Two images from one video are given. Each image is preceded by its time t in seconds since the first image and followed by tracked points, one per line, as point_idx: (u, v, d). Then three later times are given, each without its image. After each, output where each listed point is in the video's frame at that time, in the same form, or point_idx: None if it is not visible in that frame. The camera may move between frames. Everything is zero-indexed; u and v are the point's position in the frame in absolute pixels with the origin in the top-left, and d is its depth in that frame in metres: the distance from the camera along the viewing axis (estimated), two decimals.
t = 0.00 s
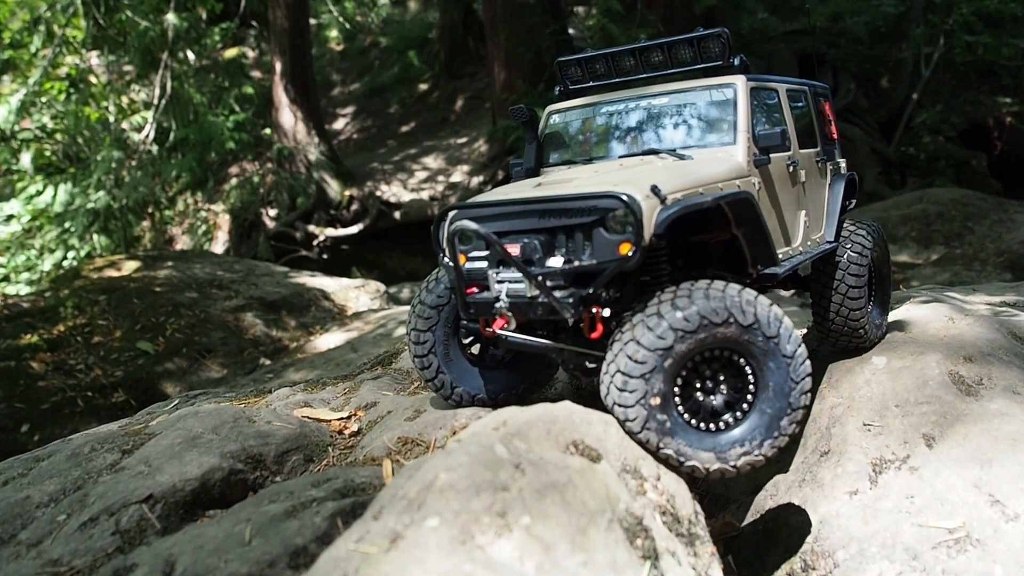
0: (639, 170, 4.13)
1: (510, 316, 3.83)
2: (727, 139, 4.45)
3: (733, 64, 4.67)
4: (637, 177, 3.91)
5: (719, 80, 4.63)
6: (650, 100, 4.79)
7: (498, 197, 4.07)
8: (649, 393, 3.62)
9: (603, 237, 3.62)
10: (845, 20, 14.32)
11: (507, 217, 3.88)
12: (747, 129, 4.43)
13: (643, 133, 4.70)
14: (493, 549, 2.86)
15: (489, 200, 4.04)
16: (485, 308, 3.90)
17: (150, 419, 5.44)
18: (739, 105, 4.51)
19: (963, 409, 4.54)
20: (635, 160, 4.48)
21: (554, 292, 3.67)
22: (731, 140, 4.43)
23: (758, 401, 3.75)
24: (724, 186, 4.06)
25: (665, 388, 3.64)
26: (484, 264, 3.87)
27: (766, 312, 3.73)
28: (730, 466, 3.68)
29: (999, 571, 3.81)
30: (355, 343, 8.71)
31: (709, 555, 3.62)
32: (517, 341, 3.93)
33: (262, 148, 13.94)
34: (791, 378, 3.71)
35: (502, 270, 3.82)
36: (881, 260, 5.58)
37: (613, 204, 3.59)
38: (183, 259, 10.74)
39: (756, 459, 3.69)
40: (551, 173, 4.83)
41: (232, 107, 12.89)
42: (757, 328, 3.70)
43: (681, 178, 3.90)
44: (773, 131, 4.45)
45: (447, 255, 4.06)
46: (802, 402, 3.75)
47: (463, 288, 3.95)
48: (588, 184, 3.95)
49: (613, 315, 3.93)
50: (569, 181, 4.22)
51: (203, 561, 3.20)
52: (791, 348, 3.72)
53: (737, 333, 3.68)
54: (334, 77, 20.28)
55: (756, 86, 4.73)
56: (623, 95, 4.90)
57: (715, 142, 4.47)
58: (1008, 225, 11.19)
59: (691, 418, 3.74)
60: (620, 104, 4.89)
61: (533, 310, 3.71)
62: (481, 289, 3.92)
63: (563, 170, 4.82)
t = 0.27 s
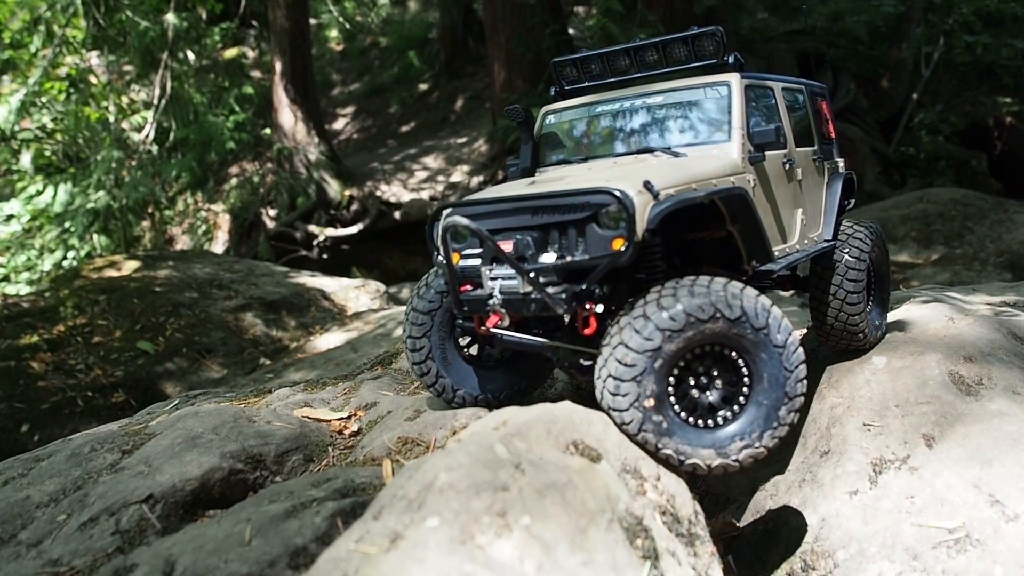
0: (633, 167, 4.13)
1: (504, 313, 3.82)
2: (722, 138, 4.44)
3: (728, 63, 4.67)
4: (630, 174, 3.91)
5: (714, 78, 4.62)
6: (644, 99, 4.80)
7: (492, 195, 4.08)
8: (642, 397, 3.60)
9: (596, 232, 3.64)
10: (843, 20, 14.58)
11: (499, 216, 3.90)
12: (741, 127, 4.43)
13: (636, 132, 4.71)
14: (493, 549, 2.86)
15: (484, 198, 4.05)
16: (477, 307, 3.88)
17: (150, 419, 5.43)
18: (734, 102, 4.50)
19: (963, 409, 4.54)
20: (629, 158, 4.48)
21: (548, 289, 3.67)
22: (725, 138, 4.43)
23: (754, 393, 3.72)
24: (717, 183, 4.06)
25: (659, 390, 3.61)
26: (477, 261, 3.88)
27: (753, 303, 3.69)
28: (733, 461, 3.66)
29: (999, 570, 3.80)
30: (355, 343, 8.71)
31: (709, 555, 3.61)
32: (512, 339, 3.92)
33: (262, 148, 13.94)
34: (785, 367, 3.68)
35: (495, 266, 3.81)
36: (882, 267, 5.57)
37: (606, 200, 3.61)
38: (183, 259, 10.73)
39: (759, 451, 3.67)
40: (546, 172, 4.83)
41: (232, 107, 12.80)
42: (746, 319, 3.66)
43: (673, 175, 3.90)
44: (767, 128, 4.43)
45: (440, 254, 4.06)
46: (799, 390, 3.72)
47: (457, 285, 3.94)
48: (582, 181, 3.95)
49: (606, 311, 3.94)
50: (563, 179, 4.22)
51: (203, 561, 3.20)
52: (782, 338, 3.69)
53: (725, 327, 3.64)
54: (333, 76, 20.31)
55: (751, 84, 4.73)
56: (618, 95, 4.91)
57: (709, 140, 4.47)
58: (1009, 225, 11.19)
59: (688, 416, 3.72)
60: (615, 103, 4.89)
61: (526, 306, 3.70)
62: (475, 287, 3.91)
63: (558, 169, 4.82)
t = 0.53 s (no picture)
0: (607, 156, 4.07)
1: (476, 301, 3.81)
2: (699, 127, 4.33)
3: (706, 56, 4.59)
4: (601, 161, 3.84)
5: (691, 70, 4.54)
6: (623, 95, 4.73)
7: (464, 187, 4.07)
8: (623, 404, 3.56)
9: (567, 217, 3.62)
10: (845, 20, 15.15)
11: (467, 204, 3.87)
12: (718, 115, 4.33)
13: (613, 127, 4.67)
14: (493, 548, 2.85)
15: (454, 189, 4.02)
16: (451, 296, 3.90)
17: (150, 419, 5.44)
18: (711, 91, 4.41)
19: (963, 409, 4.53)
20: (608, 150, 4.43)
21: (519, 274, 3.65)
22: (703, 127, 4.32)
23: (733, 361, 3.70)
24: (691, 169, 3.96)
25: (637, 391, 3.57)
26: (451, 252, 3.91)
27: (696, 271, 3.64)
28: (736, 432, 3.66)
29: (1000, 571, 3.77)
30: (355, 343, 8.71)
31: (710, 555, 3.61)
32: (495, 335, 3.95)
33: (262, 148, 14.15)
34: (753, 328, 3.65)
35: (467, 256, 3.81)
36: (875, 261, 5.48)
37: (575, 184, 3.60)
38: (183, 259, 10.73)
39: (760, 413, 3.67)
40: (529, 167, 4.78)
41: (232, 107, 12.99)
42: (698, 291, 3.61)
43: (643, 161, 3.82)
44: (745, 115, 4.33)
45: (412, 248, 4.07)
46: (775, 342, 3.70)
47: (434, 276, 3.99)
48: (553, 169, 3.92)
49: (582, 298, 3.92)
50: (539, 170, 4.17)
51: (203, 561, 3.19)
52: (738, 301, 3.65)
53: (680, 305, 3.58)
54: (334, 76, 20.32)
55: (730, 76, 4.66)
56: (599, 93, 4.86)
57: (686, 130, 4.38)
58: (1009, 225, 11.19)
59: (676, 405, 3.70)
60: (594, 101, 4.87)
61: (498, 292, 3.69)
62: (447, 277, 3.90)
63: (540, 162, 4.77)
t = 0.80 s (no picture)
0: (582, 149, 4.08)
1: (444, 290, 3.85)
2: (679, 122, 4.31)
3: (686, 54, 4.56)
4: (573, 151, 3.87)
5: (672, 66, 4.52)
6: (608, 93, 4.73)
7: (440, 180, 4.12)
8: (609, 407, 3.59)
9: (537, 206, 3.67)
10: (843, 20, 13.89)
11: (441, 195, 3.93)
12: (698, 108, 4.31)
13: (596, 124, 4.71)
14: (494, 548, 2.85)
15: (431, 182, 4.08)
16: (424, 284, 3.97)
17: (150, 419, 5.44)
18: (691, 86, 4.40)
19: (963, 409, 4.53)
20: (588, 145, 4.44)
21: (487, 262, 3.67)
22: (683, 122, 4.30)
23: (702, 330, 3.72)
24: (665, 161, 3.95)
25: (618, 392, 3.60)
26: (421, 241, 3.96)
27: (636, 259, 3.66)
28: (731, 397, 3.69)
29: (1000, 571, 3.71)
30: (355, 343, 8.72)
31: (709, 555, 3.61)
32: (479, 333, 4.12)
33: (262, 148, 13.95)
34: (706, 293, 3.69)
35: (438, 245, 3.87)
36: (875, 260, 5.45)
37: (541, 173, 3.64)
38: (183, 259, 10.73)
39: (747, 373, 3.71)
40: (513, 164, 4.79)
41: (232, 106, 13.00)
42: (646, 276, 3.64)
43: (614, 152, 3.83)
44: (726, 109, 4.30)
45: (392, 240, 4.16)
46: (731, 301, 3.73)
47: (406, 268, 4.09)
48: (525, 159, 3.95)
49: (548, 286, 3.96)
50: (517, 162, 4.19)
51: (203, 561, 3.19)
52: (684, 272, 3.68)
53: (633, 295, 3.61)
54: (333, 77, 20.35)
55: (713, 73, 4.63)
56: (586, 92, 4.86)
57: (665, 125, 4.38)
58: (1008, 226, 11.20)
59: (662, 391, 3.71)
60: (578, 101, 4.90)
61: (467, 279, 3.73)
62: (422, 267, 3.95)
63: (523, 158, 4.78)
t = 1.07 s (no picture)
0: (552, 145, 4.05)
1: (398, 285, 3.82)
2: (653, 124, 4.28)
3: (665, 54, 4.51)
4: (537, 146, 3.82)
5: (651, 65, 4.50)
6: (591, 92, 4.73)
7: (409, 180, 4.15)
8: (596, 407, 3.52)
9: (492, 201, 3.67)
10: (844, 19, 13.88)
11: (405, 194, 3.96)
12: (673, 110, 4.28)
13: (575, 125, 4.72)
14: (494, 549, 2.86)
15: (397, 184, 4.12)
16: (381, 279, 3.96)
17: (150, 419, 5.44)
18: (668, 88, 4.37)
19: (964, 409, 4.53)
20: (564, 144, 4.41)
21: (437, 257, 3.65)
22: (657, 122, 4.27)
23: (644, 294, 3.60)
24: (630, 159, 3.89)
25: (599, 392, 3.52)
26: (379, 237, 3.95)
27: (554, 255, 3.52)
28: (704, 337, 3.65)
29: (1001, 571, 3.72)
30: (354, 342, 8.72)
31: (709, 555, 3.61)
32: (448, 333, 4.19)
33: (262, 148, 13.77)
34: (627, 263, 3.55)
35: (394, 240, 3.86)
36: (871, 266, 5.29)
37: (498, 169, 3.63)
38: (183, 258, 10.73)
39: (706, 310, 3.66)
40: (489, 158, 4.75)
41: (232, 106, 12.85)
42: (574, 265, 3.49)
43: (577, 149, 3.77)
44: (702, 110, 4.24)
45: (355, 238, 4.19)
46: (656, 255, 3.64)
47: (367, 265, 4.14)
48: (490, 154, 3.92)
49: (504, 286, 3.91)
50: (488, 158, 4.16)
51: (203, 561, 3.19)
52: (595, 254, 3.52)
53: (573, 289, 3.47)
54: (333, 76, 20.38)
55: (694, 73, 4.60)
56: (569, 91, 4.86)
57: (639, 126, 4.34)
58: (1009, 226, 11.20)
59: (637, 368, 3.64)
60: (560, 102, 4.91)
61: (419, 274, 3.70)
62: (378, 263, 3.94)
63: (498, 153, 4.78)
